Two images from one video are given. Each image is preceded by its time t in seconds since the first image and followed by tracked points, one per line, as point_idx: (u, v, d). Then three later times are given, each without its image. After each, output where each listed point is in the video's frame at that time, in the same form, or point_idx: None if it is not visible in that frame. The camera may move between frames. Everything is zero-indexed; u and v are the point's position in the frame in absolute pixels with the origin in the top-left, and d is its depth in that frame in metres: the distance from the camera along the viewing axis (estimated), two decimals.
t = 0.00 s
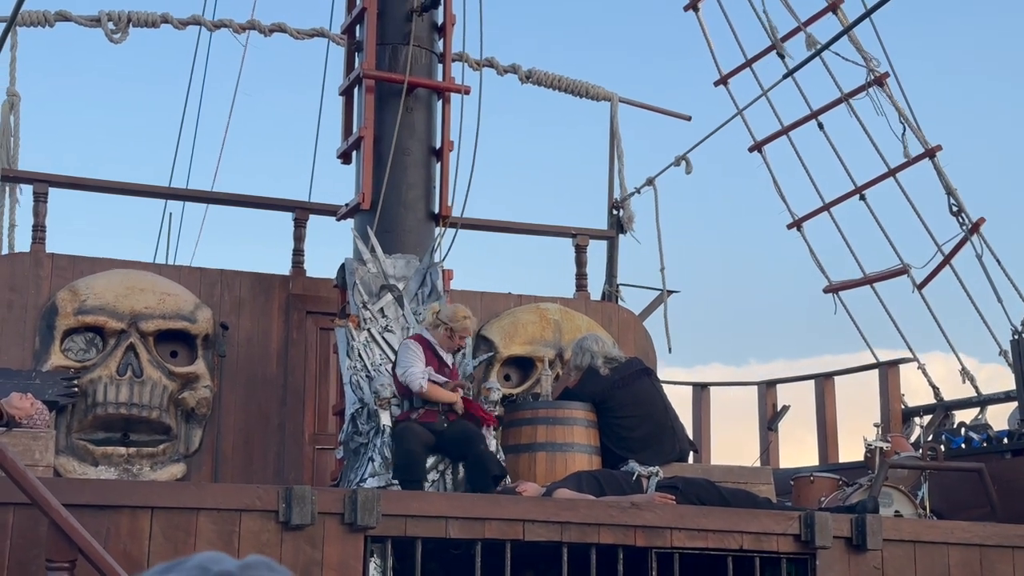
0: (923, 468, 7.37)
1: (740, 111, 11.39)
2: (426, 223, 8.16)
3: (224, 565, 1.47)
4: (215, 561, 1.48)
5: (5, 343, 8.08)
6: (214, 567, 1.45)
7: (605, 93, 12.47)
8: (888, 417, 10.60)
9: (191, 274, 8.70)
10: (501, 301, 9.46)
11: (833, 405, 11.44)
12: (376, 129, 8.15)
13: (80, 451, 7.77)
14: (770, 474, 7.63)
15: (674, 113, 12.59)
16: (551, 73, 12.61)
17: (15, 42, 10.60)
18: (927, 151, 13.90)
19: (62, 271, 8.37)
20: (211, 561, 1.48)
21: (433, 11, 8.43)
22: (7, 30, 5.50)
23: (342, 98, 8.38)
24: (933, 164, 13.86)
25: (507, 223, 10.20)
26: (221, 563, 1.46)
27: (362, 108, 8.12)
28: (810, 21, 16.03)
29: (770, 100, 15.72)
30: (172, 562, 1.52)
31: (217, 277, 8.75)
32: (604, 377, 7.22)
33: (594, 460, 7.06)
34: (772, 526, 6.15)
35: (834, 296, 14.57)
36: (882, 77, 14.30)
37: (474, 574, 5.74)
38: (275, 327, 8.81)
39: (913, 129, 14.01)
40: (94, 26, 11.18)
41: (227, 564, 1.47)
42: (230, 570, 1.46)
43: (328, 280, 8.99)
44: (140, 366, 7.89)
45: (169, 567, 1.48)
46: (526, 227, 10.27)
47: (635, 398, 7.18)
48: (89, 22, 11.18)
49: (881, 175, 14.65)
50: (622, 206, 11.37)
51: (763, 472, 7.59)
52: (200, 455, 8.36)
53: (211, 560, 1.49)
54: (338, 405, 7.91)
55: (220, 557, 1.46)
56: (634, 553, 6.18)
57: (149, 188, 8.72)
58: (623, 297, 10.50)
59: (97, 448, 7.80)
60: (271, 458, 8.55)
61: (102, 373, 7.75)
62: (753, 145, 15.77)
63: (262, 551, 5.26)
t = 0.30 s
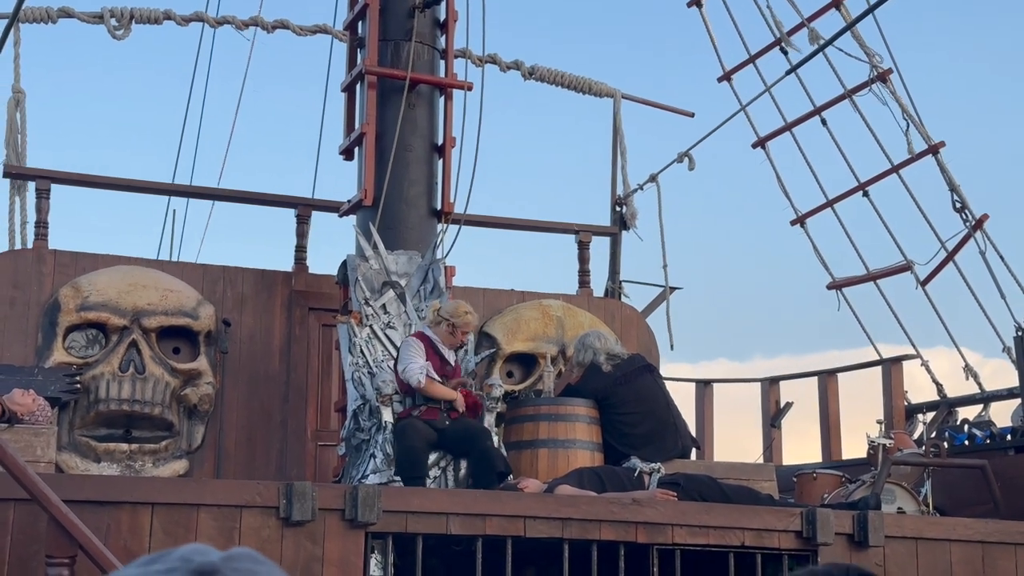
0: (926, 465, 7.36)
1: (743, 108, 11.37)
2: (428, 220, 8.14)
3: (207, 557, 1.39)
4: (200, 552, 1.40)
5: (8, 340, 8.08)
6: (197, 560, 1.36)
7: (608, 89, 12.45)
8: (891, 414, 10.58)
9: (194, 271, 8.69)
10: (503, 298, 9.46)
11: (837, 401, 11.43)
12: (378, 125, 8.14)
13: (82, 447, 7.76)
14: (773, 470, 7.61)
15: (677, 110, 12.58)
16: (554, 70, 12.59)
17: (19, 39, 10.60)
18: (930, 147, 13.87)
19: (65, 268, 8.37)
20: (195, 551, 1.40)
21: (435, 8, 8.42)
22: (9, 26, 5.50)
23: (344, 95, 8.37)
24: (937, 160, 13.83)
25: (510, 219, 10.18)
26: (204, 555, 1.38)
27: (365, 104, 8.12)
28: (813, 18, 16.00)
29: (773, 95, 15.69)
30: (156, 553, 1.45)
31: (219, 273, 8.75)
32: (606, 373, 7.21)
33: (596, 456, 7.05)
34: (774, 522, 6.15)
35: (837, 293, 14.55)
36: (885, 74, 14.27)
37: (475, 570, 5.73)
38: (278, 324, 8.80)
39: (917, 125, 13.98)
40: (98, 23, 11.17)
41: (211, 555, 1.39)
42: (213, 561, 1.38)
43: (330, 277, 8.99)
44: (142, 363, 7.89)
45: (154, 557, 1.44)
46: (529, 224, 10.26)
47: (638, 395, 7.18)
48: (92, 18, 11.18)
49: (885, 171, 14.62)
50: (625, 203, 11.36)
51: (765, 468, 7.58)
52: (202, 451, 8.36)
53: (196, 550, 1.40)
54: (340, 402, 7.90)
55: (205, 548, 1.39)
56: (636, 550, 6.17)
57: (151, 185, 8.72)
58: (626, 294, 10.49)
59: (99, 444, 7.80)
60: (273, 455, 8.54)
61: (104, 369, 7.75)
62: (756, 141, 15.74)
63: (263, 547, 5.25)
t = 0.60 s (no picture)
0: (931, 460, 7.35)
1: (748, 103, 11.34)
2: (433, 216, 8.13)
3: (204, 552, 1.30)
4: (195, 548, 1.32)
5: (13, 336, 8.08)
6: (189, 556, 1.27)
7: (613, 85, 12.43)
8: (897, 409, 10.57)
9: (198, 267, 8.70)
10: (508, 294, 9.45)
11: (842, 396, 11.41)
12: (382, 121, 8.13)
13: (87, 444, 7.78)
14: (778, 466, 7.60)
15: (682, 105, 12.56)
16: (559, 65, 12.57)
17: (25, 36, 10.60)
18: (936, 142, 13.83)
19: (70, 264, 8.38)
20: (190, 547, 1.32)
21: (439, 3, 8.40)
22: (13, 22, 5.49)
23: (348, 91, 8.37)
24: (942, 155, 13.80)
25: (515, 215, 10.18)
26: (199, 550, 1.29)
27: (369, 100, 8.11)
28: (819, 12, 15.97)
29: (778, 90, 15.66)
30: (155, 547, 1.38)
31: (224, 270, 8.75)
32: (611, 369, 7.21)
33: (601, 451, 7.05)
34: (779, 518, 6.14)
35: (843, 288, 14.53)
36: (891, 68, 14.24)
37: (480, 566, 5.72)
38: (282, 320, 8.80)
39: (922, 119, 13.95)
40: (102, 19, 11.17)
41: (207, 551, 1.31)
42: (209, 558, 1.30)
43: (335, 273, 8.99)
44: (147, 359, 7.91)
45: (146, 553, 1.37)
46: (533, 219, 10.25)
47: (643, 390, 7.18)
48: (96, 14, 11.18)
49: (890, 166, 14.59)
50: (629, 198, 11.35)
51: (771, 464, 7.57)
52: (207, 447, 8.37)
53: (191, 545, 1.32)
54: (345, 398, 7.90)
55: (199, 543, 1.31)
56: (641, 546, 6.16)
57: (156, 181, 8.72)
58: (631, 289, 10.48)
59: (105, 440, 7.81)
60: (278, 451, 8.55)
61: (110, 366, 7.75)
62: (761, 136, 15.71)
63: (267, 544, 5.25)
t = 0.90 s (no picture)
0: (938, 454, 7.33)
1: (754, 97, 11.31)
2: (438, 211, 8.13)
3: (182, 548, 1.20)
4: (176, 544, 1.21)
5: (19, 332, 8.11)
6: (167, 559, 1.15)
7: (618, 79, 12.41)
8: (903, 403, 10.55)
9: (204, 263, 8.70)
10: (514, 289, 9.45)
11: (849, 390, 11.38)
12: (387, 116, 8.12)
13: (94, 439, 7.78)
14: (784, 460, 7.58)
15: (687, 99, 12.54)
16: (564, 60, 12.56)
17: (30, 32, 10.59)
18: (942, 135, 13.79)
19: (76, 260, 8.39)
20: (170, 544, 1.21)
21: None
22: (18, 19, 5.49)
23: (353, 86, 8.36)
24: (949, 148, 13.76)
25: (520, 210, 10.17)
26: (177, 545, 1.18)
27: (374, 95, 8.11)
28: (824, 5, 15.92)
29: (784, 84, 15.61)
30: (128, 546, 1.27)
31: (230, 265, 8.75)
32: (617, 363, 7.18)
33: (607, 446, 7.04)
34: (785, 512, 6.13)
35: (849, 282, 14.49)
36: (896, 61, 14.20)
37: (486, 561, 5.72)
38: (288, 316, 8.80)
39: (928, 112, 13.90)
40: (107, 15, 11.17)
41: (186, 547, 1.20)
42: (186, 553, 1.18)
43: (341, 268, 8.98)
44: (153, 355, 7.90)
45: (122, 551, 1.26)
46: (539, 214, 10.24)
47: (648, 385, 7.17)
48: (101, 11, 11.18)
49: (896, 159, 14.55)
50: (635, 192, 11.33)
51: (777, 458, 7.55)
52: (213, 442, 8.39)
53: (170, 542, 1.21)
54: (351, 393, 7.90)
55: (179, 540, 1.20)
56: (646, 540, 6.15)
57: (162, 177, 8.72)
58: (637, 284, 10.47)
59: (111, 436, 7.81)
60: (284, 447, 8.55)
61: (116, 361, 7.76)
62: (767, 130, 15.67)
63: (272, 539, 5.26)
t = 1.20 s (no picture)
0: (945, 447, 7.30)
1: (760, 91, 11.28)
2: (443, 206, 8.12)
3: (134, 559, 1.28)
4: (128, 555, 1.29)
5: (26, 329, 8.11)
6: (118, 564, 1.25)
7: (624, 73, 12.39)
8: (911, 396, 10.52)
9: (210, 259, 8.70)
10: (520, 284, 9.43)
11: (856, 384, 11.36)
12: (391, 112, 8.11)
13: (100, 436, 7.78)
14: (790, 454, 7.56)
15: (693, 93, 12.51)
16: (570, 54, 12.54)
17: (35, 29, 10.60)
18: (949, 127, 13.75)
19: (82, 257, 8.39)
20: (123, 555, 1.29)
21: None
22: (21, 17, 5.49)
23: (358, 81, 8.35)
24: (955, 140, 13.71)
25: (526, 205, 10.15)
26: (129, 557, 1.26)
27: (378, 90, 8.10)
28: None
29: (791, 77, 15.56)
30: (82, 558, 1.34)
31: (236, 262, 8.76)
32: (623, 358, 7.17)
33: (613, 441, 7.03)
34: (791, 507, 6.11)
35: (857, 275, 14.46)
36: (903, 54, 14.15)
37: (491, 558, 5.71)
38: (294, 311, 8.80)
39: (935, 105, 13.85)
40: (113, 12, 11.16)
41: (139, 557, 1.28)
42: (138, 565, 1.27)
43: (347, 264, 8.98)
44: (159, 352, 7.89)
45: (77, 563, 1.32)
46: (545, 209, 10.22)
47: (654, 379, 7.16)
48: (107, 7, 11.18)
49: (903, 152, 14.50)
50: (641, 186, 11.31)
51: (784, 452, 7.53)
52: (220, 439, 8.37)
53: (123, 554, 1.29)
54: (357, 389, 7.90)
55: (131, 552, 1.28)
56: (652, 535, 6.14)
57: (167, 173, 8.72)
58: (643, 278, 10.45)
59: (118, 433, 7.81)
60: (291, 443, 8.54)
61: (122, 358, 7.75)
62: (773, 124, 15.62)
63: (276, 536, 5.25)
